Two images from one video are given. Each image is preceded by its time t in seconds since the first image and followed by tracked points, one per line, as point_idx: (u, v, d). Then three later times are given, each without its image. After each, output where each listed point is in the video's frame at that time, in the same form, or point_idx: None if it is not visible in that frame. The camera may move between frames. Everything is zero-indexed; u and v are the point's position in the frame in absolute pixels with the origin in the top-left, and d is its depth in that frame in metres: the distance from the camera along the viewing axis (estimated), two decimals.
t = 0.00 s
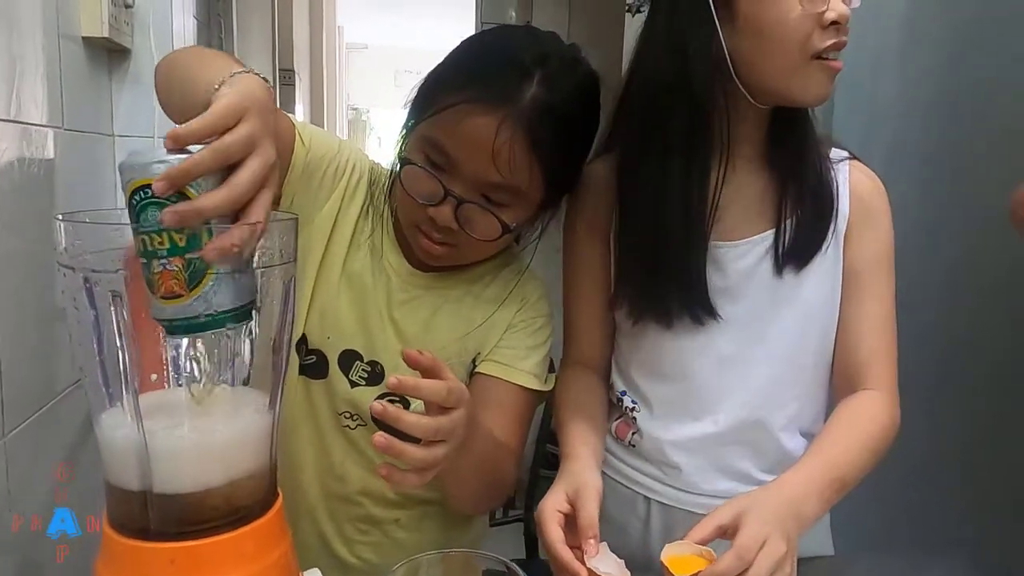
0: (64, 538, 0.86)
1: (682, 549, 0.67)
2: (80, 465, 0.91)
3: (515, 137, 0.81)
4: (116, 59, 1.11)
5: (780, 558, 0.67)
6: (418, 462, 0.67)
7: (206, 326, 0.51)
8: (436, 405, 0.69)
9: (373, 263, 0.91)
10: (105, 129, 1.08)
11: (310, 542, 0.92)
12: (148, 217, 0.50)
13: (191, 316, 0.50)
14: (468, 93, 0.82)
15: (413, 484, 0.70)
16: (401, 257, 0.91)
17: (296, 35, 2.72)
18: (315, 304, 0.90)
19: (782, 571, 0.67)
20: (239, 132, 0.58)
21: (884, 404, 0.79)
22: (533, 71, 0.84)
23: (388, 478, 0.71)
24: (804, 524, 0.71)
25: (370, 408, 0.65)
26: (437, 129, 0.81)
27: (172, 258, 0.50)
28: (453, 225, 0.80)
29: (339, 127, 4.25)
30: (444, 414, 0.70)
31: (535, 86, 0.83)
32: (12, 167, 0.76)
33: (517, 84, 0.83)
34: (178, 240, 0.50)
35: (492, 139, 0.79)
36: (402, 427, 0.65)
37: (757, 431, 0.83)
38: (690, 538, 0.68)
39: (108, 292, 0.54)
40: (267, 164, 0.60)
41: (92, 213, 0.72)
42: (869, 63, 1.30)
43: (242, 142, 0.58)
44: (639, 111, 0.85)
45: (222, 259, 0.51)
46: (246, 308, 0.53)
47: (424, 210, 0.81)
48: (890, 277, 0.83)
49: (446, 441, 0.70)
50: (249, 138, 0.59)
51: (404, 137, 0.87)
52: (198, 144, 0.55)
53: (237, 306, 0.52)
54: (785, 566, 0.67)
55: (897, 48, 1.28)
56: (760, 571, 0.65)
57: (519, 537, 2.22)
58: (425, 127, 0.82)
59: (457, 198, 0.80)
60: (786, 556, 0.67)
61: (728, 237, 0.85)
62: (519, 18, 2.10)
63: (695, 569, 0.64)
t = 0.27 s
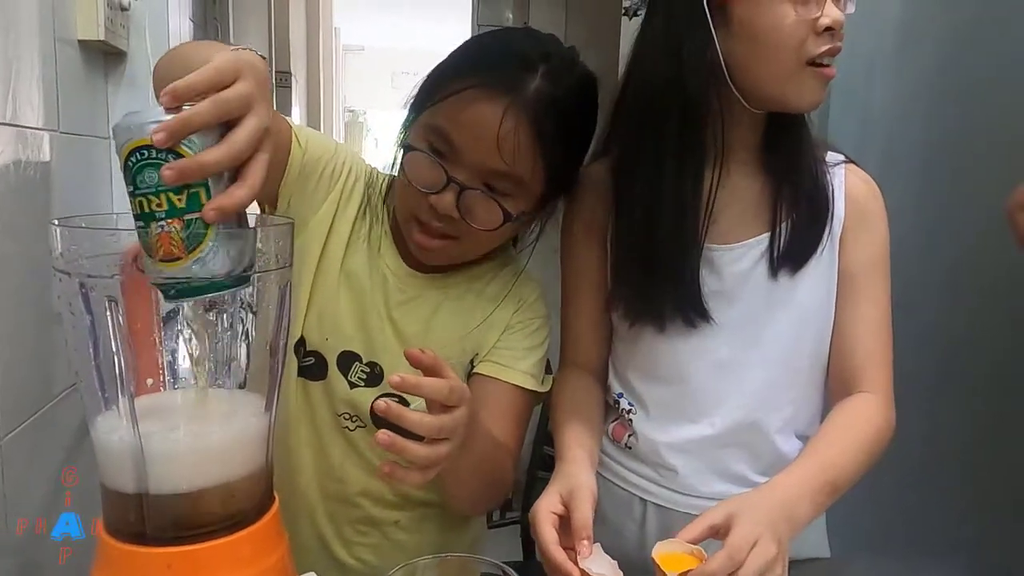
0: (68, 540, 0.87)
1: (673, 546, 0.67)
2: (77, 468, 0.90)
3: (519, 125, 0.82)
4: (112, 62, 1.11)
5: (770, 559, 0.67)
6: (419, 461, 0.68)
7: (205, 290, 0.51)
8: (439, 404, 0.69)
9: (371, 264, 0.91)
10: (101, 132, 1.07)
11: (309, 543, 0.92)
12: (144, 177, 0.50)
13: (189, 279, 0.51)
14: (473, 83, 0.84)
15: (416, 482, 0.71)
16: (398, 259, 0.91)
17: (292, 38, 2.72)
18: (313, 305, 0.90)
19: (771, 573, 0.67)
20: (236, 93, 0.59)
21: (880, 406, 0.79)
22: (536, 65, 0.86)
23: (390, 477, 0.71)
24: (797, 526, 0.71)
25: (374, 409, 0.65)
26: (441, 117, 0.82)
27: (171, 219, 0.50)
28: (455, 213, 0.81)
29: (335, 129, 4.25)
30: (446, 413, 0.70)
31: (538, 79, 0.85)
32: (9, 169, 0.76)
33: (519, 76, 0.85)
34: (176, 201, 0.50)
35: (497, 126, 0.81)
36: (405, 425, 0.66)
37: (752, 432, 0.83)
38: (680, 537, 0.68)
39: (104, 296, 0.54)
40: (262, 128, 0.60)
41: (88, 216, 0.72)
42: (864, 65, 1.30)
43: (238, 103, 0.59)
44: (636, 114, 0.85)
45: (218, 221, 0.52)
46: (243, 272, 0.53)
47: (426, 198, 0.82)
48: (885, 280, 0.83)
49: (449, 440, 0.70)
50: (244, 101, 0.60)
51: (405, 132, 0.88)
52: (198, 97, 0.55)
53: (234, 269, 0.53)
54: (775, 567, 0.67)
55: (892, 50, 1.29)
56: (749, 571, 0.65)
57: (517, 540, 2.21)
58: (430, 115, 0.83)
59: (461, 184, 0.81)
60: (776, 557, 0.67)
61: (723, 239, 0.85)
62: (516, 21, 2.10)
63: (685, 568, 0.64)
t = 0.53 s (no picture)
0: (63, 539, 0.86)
1: (666, 545, 0.68)
2: (76, 470, 0.90)
3: (538, 110, 0.86)
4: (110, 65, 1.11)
5: (763, 560, 0.67)
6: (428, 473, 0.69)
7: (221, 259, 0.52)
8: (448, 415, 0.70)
9: (374, 265, 0.91)
10: (99, 135, 1.08)
11: (315, 545, 0.92)
12: (163, 142, 0.51)
13: (207, 246, 0.51)
14: (490, 73, 0.88)
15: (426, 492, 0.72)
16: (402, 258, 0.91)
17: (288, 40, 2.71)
18: (314, 308, 0.90)
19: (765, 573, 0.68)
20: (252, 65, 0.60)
21: (874, 411, 0.80)
22: (546, 58, 0.90)
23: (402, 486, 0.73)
24: (791, 528, 0.72)
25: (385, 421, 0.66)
26: (463, 105, 0.86)
27: (190, 185, 0.51)
28: (477, 197, 0.83)
29: (331, 131, 4.24)
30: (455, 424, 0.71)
31: (549, 69, 0.89)
32: (9, 171, 0.76)
33: (531, 67, 0.89)
34: (196, 167, 0.51)
35: (518, 111, 0.84)
36: (416, 438, 0.67)
37: (748, 434, 0.84)
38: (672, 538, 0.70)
39: (108, 302, 0.55)
40: (278, 101, 0.61)
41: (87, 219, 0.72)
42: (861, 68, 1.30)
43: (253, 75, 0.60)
44: (634, 116, 0.86)
45: (238, 190, 0.52)
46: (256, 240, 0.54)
47: (446, 183, 0.84)
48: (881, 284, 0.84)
49: (457, 451, 0.71)
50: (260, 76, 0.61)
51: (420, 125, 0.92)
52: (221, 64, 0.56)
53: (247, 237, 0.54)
54: (769, 567, 0.68)
55: (889, 53, 1.28)
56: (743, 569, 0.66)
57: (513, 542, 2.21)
58: (451, 105, 0.87)
59: (485, 167, 0.84)
60: (769, 558, 0.68)
61: (720, 243, 0.86)
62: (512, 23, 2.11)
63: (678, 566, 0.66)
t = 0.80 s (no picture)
0: (59, 544, 0.86)
1: (660, 547, 0.68)
2: (73, 472, 0.91)
3: (542, 113, 0.88)
4: (108, 69, 1.11)
5: (755, 561, 0.68)
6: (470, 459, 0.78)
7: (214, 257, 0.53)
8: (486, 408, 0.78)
9: (378, 266, 0.92)
10: (96, 139, 1.08)
11: (327, 547, 0.91)
12: (157, 139, 0.51)
13: (198, 243, 0.52)
14: (494, 79, 0.89)
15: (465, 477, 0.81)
16: (405, 259, 0.92)
17: (284, 42, 2.71)
18: (314, 311, 0.90)
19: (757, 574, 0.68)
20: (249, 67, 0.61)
21: (870, 419, 0.79)
22: (545, 64, 0.92)
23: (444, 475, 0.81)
24: (782, 531, 0.72)
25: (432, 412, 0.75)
26: (469, 111, 0.87)
27: (180, 182, 0.51)
28: (487, 199, 0.84)
29: (328, 134, 4.24)
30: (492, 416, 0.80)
31: (547, 75, 0.92)
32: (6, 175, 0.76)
33: (532, 72, 0.91)
34: (187, 164, 0.51)
35: (524, 115, 0.86)
36: (462, 428, 0.76)
37: (742, 439, 0.83)
38: (666, 540, 0.70)
39: (108, 308, 0.55)
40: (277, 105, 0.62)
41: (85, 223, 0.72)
42: (854, 72, 1.31)
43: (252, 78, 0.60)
44: (629, 118, 0.88)
45: (228, 185, 0.53)
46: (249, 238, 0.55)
47: (455, 187, 0.85)
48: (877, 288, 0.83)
49: (495, 440, 0.80)
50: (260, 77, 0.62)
51: (423, 129, 0.92)
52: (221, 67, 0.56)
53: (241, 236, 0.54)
54: (760, 569, 0.68)
55: (882, 58, 1.30)
56: (735, 568, 0.67)
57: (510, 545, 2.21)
58: (458, 109, 0.88)
59: (494, 170, 0.85)
60: (759, 559, 0.68)
61: (715, 248, 0.85)
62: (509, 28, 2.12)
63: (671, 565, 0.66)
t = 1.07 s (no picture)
0: (67, 538, 0.89)
1: (653, 545, 0.68)
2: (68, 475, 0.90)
3: (544, 113, 0.88)
4: (104, 71, 1.11)
5: (749, 562, 0.68)
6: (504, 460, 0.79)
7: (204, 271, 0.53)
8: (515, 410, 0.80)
9: (379, 265, 0.92)
10: (93, 141, 1.07)
11: (335, 549, 0.90)
12: (147, 155, 0.52)
13: (184, 257, 0.52)
14: (494, 80, 0.89)
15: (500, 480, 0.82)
16: (406, 260, 0.92)
17: (281, 44, 2.71)
18: (315, 313, 0.90)
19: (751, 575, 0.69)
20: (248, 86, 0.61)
21: (866, 420, 0.79)
22: (542, 64, 0.93)
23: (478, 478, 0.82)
24: (778, 535, 0.72)
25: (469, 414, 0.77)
26: (471, 114, 0.87)
27: (167, 198, 0.52)
28: (491, 200, 0.84)
29: (325, 136, 4.24)
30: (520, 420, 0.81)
31: (546, 75, 0.92)
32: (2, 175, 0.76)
33: (530, 73, 0.91)
34: (174, 180, 0.52)
35: (526, 115, 0.86)
36: (499, 429, 0.78)
37: (739, 440, 0.83)
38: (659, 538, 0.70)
39: (103, 309, 0.55)
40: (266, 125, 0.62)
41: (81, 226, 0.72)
42: (850, 74, 1.31)
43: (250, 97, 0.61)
44: (630, 118, 0.89)
45: (217, 197, 0.53)
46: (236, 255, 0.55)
47: (457, 189, 0.85)
48: (876, 290, 0.83)
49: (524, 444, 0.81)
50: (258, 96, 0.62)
51: (424, 131, 0.92)
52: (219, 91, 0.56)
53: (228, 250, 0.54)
54: (756, 570, 0.69)
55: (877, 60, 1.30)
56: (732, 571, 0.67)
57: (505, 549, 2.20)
58: (458, 111, 0.88)
59: (497, 170, 0.85)
60: (754, 561, 0.69)
61: (713, 249, 0.85)
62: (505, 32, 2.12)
63: (665, 562, 0.66)
